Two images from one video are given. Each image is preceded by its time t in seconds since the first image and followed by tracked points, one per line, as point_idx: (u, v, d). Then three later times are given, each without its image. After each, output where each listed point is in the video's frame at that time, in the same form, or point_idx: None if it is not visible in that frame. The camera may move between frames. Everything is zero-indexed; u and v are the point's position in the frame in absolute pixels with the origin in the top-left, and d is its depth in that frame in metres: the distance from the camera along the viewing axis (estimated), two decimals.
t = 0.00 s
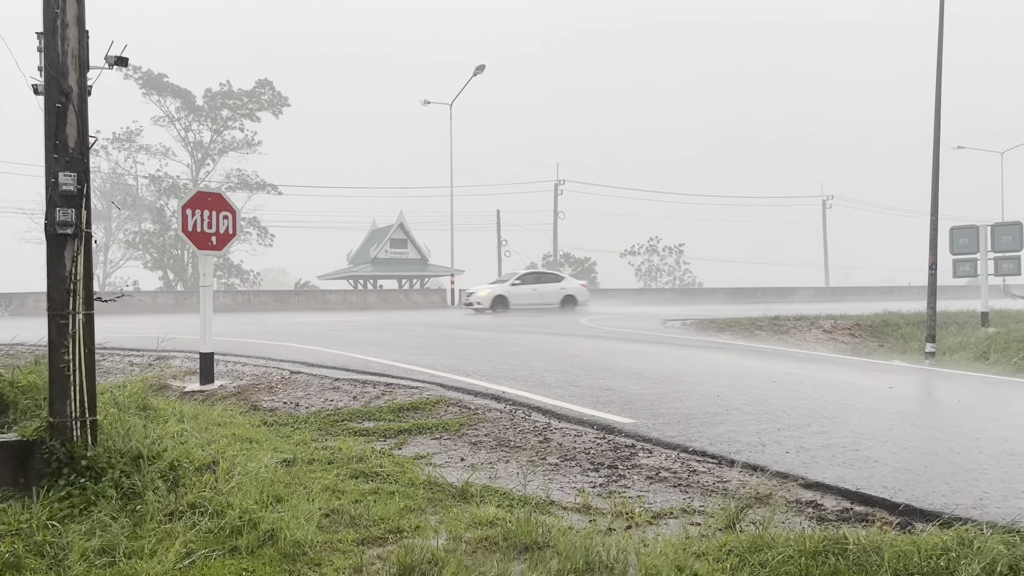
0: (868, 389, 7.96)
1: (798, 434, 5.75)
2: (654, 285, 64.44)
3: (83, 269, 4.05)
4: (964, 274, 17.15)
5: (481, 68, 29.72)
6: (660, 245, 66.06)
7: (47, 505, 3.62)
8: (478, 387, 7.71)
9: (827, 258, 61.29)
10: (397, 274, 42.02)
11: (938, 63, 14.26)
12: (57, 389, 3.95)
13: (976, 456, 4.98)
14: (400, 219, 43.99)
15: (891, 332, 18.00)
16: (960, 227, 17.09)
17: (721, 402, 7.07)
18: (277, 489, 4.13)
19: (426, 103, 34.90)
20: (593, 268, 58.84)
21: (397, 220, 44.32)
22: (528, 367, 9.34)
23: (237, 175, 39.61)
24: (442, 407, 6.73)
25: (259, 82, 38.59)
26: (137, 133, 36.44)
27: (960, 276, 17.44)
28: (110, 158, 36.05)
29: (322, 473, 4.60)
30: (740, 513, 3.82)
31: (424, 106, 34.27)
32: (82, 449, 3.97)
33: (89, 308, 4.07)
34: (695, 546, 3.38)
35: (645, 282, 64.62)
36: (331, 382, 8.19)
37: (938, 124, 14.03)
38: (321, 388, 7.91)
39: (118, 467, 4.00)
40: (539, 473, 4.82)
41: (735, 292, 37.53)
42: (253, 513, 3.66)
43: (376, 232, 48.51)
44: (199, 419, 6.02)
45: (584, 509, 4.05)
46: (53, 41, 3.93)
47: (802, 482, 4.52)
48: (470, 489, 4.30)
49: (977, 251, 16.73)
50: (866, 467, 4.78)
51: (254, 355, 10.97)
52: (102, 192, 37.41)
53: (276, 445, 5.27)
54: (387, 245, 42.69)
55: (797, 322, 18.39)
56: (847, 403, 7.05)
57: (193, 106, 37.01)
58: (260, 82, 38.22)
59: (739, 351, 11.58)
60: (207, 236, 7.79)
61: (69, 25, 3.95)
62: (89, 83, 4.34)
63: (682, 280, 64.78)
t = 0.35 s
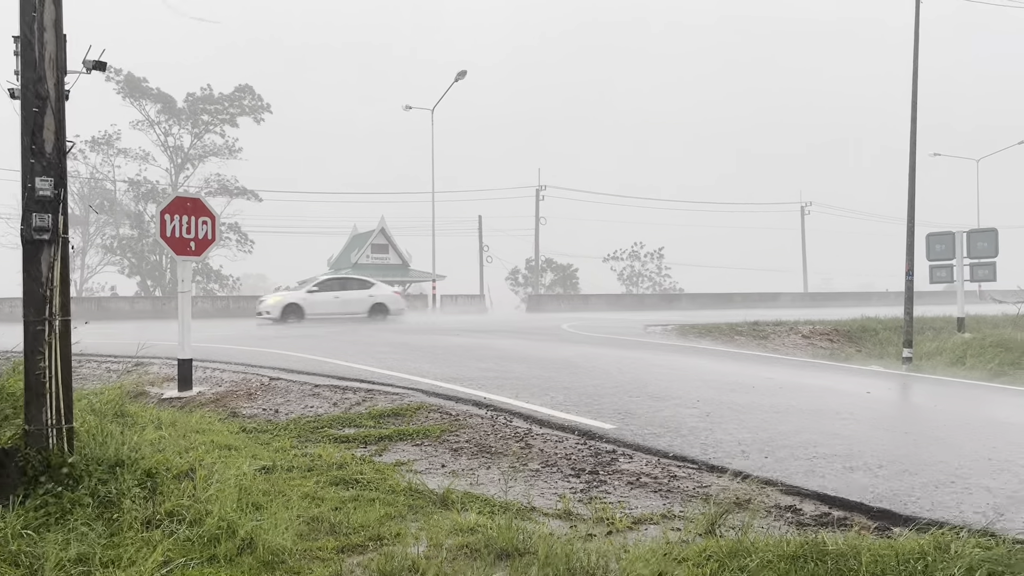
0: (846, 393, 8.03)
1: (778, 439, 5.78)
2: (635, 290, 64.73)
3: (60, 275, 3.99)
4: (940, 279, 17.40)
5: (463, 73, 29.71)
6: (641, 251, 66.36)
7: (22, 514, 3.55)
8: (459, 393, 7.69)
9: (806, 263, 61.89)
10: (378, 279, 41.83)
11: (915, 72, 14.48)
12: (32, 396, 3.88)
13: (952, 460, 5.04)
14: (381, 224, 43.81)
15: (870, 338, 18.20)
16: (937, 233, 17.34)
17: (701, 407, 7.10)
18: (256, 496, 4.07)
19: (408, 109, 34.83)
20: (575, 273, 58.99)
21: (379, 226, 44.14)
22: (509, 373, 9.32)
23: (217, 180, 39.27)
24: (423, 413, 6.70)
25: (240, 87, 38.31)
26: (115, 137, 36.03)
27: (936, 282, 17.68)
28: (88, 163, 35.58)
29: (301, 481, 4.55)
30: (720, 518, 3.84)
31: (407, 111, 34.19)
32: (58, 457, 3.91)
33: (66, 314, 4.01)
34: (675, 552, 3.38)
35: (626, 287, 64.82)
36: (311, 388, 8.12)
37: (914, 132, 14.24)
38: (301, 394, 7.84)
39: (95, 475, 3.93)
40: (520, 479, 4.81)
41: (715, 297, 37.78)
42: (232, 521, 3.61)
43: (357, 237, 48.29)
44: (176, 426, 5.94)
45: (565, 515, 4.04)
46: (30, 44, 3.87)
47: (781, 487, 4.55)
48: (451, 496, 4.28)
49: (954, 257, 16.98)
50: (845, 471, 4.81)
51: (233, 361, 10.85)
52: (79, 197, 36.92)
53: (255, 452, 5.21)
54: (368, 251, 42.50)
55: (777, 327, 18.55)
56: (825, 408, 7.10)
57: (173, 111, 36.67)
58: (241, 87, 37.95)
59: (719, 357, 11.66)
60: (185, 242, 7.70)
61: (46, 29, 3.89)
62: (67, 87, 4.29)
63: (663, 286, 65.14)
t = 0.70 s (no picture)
0: (824, 397, 8.10)
1: (757, 443, 5.81)
2: (616, 294, 65.00)
3: (34, 279, 3.92)
4: (916, 284, 17.65)
5: (445, 77, 29.69)
6: (622, 255, 66.63)
7: None
8: (439, 398, 7.65)
9: (783, 267, 62.57)
10: (358, 283, 41.63)
11: (892, 80, 14.69)
12: (6, 402, 3.80)
13: (928, 463, 5.10)
14: (361, 228, 43.63)
15: (847, 341, 18.43)
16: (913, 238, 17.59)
17: (681, 411, 7.12)
18: (234, 502, 4.02)
19: (390, 112, 34.75)
20: (555, 277, 59.13)
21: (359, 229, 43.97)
22: (490, 377, 9.31)
23: (196, 183, 38.90)
24: (403, 418, 6.66)
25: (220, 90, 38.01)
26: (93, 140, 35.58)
27: (912, 286, 17.94)
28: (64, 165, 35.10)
29: (280, 486, 4.50)
30: (700, 522, 3.85)
31: (388, 115, 34.11)
32: (33, 463, 3.83)
33: (41, 319, 3.93)
34: (654, 556, 3.39)
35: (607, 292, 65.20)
36: (290, 393, 8.04)
37: (890, 139, 14.46)
38: (279, 399, 7.77)
39: (70, 482, 3.86)
40: (501, 483, 4.79)
41: (695, 301, 38.06)
42: (210, 528, 3.55)
43: (337, 241, 48.04)
44: (153, 432, 5.85)
45: (545, 520, 4.03)
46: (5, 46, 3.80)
47: (760, 490, 4.57)
48: (432, 501, 4.25)
49: (929, 262, 17.24)
50: (824, 475, 4.85)
51: (211, 365, 10.73)
52: (55, 199, 36.38)
53: (233, 458, 5.15)
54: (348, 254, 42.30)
55: (756, 331, 18.72)
56: (804, 412, 7.16)
57: (152, 113, 36.28)
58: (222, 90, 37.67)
59: (699, 360, 11.73)
60: (163, 246, 7.61)
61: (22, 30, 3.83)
62: (42, 89, 4.22)
63: (643, 290, 65.45)
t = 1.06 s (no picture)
0: (792, 399, 8.20)
1: (724, 444, 5.87)
2: (587, 297, 65.33)
3: None
4: (882, 287, 17.99)
5: (417, 78, 29.50)
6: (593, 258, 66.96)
7: None
8: (410, 400, 7.60)
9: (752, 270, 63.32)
10: (329, 286, 41.26)
11: (858, 86, 14.94)
12: None
13: (893, 464, 5.19)
14: (332, 229, 43.23)
15: (813, 344, 18.72)
16: (879, 242, 17.92)
17: (652, 413, 7.16)
18: (200, 507, 3.95)
19: (361, 114, 34.45)
20: (528, 279, 59.26)
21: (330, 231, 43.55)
22: (461, 379, 9.27)
23: (163, 184, 38.23)
24: (374, 421, 6.60)
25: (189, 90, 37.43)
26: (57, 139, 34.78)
27: (878, 290, 18.27)
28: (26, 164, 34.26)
29: (246, 491, 4.42)
30: (669, 523, 3.87)
31: (360, 116, 33.81)
32: None
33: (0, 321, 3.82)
34: (623, 557, 3.40)
35: (579, 294, 65.50)
36: (258, 397, 7.92)
37: (857, 145, 14.70)
38: (247, 403, 7.65)
39: (30, 487, 3.76)
40: (471, 486, 4.77)
41: (666, 304, 38.38)
42: (175, 533, 3.48)
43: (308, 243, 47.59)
44: (117, 436, 5.72)
45: (515, 522, 4.02)
46: None
47: (728, 491, 4.61)
48: (401, 505, 4.22)
49: (894, 265, 17.58)
50: (790, 476, 4.91)
51: (177, 369, 10.53)
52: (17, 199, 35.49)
53: (199, 462, 5.05)
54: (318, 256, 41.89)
55: (725, 333, 18.93)
56: (772, 413, 7.25)
57: (119, 112, 35.58)
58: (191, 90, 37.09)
59: (669, 363, 11.82)
60: (128, 247, 7.46)
61: None
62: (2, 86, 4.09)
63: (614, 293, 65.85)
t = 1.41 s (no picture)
0: (749, 399, 8.33)
1: (684, 444, 5.93)
2: (549, 299, 65.59)
3: None
4: (836, 289, 18.42)
5: (378, 78, 29.19)
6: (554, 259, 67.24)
7: None
8: (370, 403, 7.50)
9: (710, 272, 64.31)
10: (287, 286, 40.65)
11: (812, 93, 15.27)
12: None
13: (848, 463, 5.29)
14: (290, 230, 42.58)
15: (769, 345, 19.08)
16: (833, 245, 18.34)
17: (613, 414, 7.19)
18: (154, 512, 3.83)
19: (320, 113, 33.98)
20: (489, 280, 59.25)
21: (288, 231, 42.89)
22: (422, 381, 9.20)
23: (116, 183, 37.20)
24: (333, 423, 6.50)
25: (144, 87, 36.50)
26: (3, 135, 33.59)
27: (832, 292, 18.71)
28: None
29: (202, 495, 4.31)
30: (628, 523, 3.89)
31: (319, 115, 33.34)
32: None
33: None
34: (583, 557, 3.40)
35: (540, 296, 65.72)
36: (214, 400, 7.72)
37: (812, 151, 15.02)
38: (202, 406, 7.46)
39: None
40: (431, 488, 4.72)
41: (626, 306, 38.74)
42: (127, 538, 3.37)
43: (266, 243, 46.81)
44: (67, 440, 5.53)
45: (475, 524, 3.99)
46: None
47: (687, 491, 4.65)
48: (361, 508, 4.15)
49: (848, 268, 18.01)
50: (748, 475, 4.97)
51: (130, 371, 10.23)
52: None
53: (153, 466, 4.91)
54: (276, 257, 41.23)
55: (683, 334, 19.17)
56: (731, 413, 7.35)
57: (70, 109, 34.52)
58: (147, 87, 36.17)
59: (630, 364, 11.92)
60: (81, 247, 7.21)
61: None
62: None
63: (575, 294, 66.22)
